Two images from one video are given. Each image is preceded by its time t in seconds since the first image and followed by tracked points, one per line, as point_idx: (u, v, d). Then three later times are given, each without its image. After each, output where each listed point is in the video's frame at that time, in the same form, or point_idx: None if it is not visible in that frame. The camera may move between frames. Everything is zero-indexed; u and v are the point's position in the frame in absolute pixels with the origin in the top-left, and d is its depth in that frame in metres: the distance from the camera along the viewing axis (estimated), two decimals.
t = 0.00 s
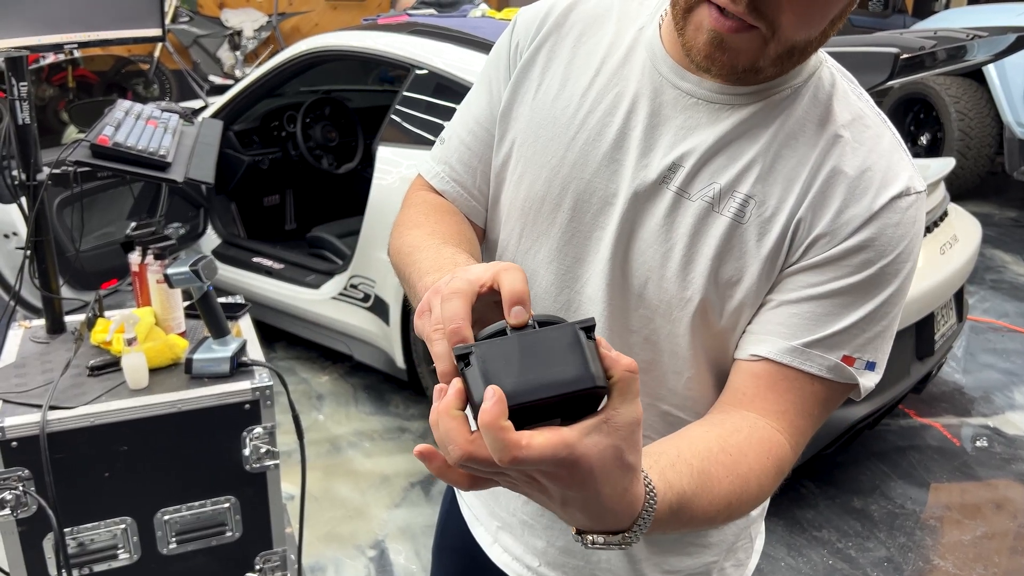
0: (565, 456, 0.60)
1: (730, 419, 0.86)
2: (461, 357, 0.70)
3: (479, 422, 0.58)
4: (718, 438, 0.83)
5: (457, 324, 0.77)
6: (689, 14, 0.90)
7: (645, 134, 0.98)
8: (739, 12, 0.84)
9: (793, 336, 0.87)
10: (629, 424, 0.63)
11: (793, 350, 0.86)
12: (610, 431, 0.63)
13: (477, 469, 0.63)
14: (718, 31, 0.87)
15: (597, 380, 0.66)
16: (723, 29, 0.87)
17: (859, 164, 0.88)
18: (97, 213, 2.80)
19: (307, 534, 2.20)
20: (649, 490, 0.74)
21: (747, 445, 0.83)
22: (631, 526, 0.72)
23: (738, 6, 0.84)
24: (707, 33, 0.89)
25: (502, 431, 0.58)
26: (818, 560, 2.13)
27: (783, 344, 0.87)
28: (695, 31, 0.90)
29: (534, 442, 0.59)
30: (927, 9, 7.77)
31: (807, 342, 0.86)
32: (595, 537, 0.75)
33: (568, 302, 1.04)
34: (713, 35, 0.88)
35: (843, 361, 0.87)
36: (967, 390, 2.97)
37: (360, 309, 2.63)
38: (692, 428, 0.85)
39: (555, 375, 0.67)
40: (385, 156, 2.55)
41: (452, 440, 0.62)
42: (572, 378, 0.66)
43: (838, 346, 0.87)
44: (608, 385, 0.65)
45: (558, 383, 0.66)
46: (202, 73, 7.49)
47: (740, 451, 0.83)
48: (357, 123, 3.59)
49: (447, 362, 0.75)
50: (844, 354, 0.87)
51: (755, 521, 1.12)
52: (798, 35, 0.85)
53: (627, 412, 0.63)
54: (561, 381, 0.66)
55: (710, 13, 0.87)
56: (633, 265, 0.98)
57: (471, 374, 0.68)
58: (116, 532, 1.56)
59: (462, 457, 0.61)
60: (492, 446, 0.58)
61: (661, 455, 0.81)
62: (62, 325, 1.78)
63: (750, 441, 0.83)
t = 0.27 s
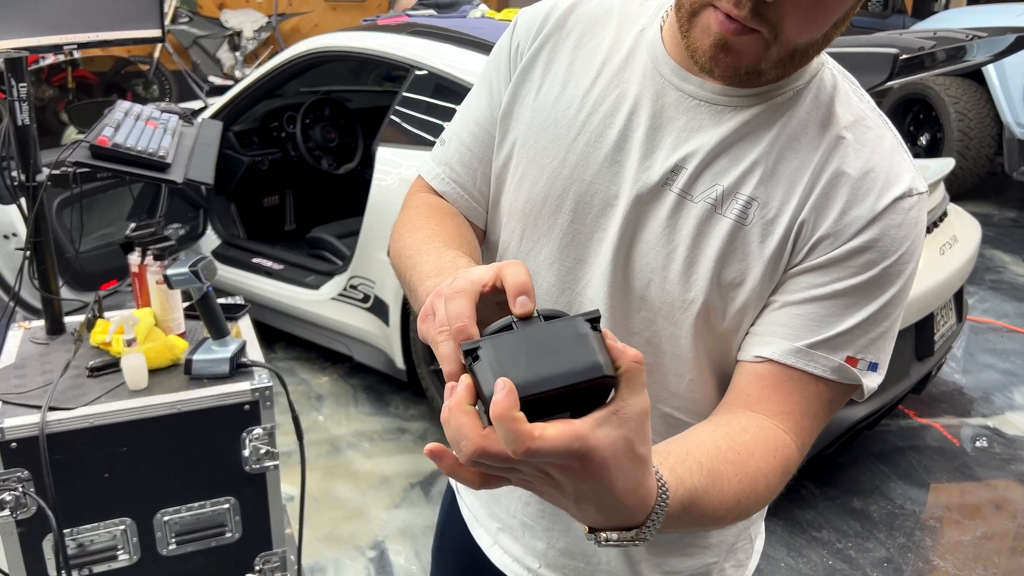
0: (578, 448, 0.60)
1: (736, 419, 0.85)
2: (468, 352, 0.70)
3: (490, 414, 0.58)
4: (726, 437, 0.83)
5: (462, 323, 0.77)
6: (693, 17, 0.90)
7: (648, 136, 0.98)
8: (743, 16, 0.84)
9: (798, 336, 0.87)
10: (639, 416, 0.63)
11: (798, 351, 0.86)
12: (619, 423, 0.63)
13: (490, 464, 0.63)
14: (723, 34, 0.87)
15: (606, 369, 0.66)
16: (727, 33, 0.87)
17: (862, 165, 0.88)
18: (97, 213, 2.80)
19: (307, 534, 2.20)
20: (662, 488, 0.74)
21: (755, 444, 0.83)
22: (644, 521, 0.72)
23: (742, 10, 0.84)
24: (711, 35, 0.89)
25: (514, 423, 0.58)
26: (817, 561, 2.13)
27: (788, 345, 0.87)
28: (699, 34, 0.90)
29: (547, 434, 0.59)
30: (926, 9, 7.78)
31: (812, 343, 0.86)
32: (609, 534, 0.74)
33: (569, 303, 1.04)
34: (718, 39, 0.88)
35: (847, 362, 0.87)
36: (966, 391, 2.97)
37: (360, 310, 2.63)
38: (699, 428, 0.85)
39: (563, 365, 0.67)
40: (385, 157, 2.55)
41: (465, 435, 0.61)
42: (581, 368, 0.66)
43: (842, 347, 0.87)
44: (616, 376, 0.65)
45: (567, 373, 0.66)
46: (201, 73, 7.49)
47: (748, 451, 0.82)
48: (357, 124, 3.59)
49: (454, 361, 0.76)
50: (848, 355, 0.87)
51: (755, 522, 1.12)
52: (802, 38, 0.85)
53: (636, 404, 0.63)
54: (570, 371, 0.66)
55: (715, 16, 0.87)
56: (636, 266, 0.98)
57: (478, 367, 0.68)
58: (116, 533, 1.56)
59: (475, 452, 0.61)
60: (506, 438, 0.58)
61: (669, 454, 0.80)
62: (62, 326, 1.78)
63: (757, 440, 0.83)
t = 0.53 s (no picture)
0: (605, 452, 0.59)
1: (755, 427, 0.85)
2: (471, 341, 0.71)
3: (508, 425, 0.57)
4: (747, 445, 0.82)
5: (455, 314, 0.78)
6: (695, 21, 0.91)
7: (648, 138, 0.98)
8: (746, 19, 0.84)
9: (809, 341, 0.86)
10: (660, 417, 0.62)
11: (809, 356, 0.86)
12: (642, 427, 0.62)
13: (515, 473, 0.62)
14: (724, 38, 0.88)
15: (606, 354, 0.69)
16: (728, 36, 0.87)
17: (864, 168, 0.88)
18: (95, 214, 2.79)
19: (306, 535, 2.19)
20: (693, 498, 0.72)
21: (776, 451, 0.82)
22: (679, 532, 0.71)
23: (744, 14, 0.84)
24: (713, 39, 0.89)
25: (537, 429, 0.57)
26: (817, 561, 2.13)
27: (799, 350, 0.86)
28: (701, 36, 0.90)
29: (571, 438, 0.58)
30: (926, 10, 7.78)
31: (823, 348, 0.86)
32: (649, 550, 0.71)
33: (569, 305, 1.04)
34: (719, 43, 0.88)
35: (858, 366, 0.87)
36: (966, 391, 2.97)
37: (359, 310, 2.63)
38: (719, 437, 0.84)
39: (565, 352, 0.69)
40: (384, 157, 2.55)
41: (489, 441, 0.60)
42: (584, 354, 0.69)
43: (852, 350, 0.86)
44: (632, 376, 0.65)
45: (569, 359, 0.68)
46: (200, 74, 7.49)
47: (771, 456, 0.82)
48: (357, 124, 3.59)
49: (455, 353, 0.77)
50: (859, 358, 0.87)
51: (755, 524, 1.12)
52: (804, 41, 0.85)
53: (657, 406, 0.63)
54: (573, 357, 0.69)
55: (717, 21, 0.88)
56: (637, 268, 0.98)
57: (483, 357, 0.69)
58: (115, 534, 1.55)
59: (501, 458, 0.60)
60: (530, 445, 0.57)
61: (692, 463, 0.79)
62: (60, 327, 1.77)
63: (778, 447, 0.82)
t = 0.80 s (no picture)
0: (603, 457, 0.59)
1: (759, 431, 0.84)
2: (473, 354, 0.72)
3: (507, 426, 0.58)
4: (752, 451, 0.82)
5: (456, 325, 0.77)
6: (693, 20, 0.90)
7: (647, 139, 0.98)
8: (746, 20, 0.85)
9: (813, 344, 0.86)
10: (659, 422, 0.62)
11: (813, 358, 0.85)
12: (642, 432, 0.62)
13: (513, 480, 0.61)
14: (723, 39, 0.87)
15: (609, 360, 0.69)
16: (727, 37, 0.87)
17: (863, 170, 0.88)
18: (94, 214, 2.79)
19: (305, 536, 2.19)
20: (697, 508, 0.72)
21: (781, 457, 0.82)
22: (684, 540, 0.70)
23: (745, 15, 0.84)
24: (712, 39, 0.89)
25: (532, 430, 0.57)
26: (816, 561, 2.13)
27: (803, 353, 0.86)
28: (700, 37, 0.90)
29: (568, 441, 0.58)
30: (924, 9, 7.79)
31: (827, 350, 0.85)
32: (649, 560, 0.72)
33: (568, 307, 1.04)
34: (718, 42, 0.88)
35: (862, 368, 0.86)
36: (965, 391, 2.97)
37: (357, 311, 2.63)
38: (724, 442, 0.84)
39: (568, 361, 0.70)
40: (383, 157, 2.55)
41: (486, 447, 0.61)
42: (586, 362, 0.69)
43: (855, 352, 0.86)
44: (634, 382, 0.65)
45: (572, 368, 0.69)
46: (199, 74, 7.48)
47: (775, 462, 0.81)
48: (355, 124, 3.59)
49: (457, 364, 0.77)
50: (863, 360, 0.86)
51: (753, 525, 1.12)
52: (804, 42, 0.85)
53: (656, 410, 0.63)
54: (575, 365, 0.69)
55: (716, 20, 0.88)
56: (635, 270, 0.98)
57: (485, 369, 0.70)
58: (112, 535, 1.55)
59: (498, 465, 0.60)
60: (525, 448, 0.57)
61: (696, 471, 0.79)
62: (58, 327, 1.77)
63: (783, 453, 0.82)
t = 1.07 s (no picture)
0: (599, 458, 0.59)
1: (752, 432, 0.84)
2: (468, 353, 0.71)
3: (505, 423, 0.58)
4: (745, 452, 0.82)
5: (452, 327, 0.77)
6: (689, 19, 0.90)
7: (642, 140, 0.98)
8: (740, 20, 0.84)
9: (807, 345, 0.86)
10: (654, 424, 0.62)
11: (807, 359, 0.85)
12: (636, 432, 0.62)
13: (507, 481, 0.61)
14: (719, 38, 0.87)
15: (606, 361, 0.68)
16: (722, 37, 0.87)
17: (859, 171, 0.88)
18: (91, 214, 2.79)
19: (303, 536, 2.19)
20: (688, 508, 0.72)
21: (774, 457, 0.82)
22: (675, 540, 0.71)
23: (739, 15, 0.84)
24: (707, 39, 0.89)
25: (529, 429, 0.57)
26: (814, 561, 2.13)
27: (796, 354, 0.86)
28: (695, 36, 0.90)
29: (564, 442, 0.58)
30: (922, 10, 7.80)
31: (821, 351, 0.85)
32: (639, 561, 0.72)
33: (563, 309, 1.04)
34: (713, 42, 0.88)
35: (856, 369, 0.86)
36: (963, 391, 2.97)
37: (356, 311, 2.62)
38: (718, 443, 0.84)
39: (565, 361, 0.69)
40: (381, 157, 2.55)
41: (480, 448, 0.60)
42: (583, 362, 0.68)
43: (850, 353, 0.86)
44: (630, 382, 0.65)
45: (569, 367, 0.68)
46: (197, 74, 7.47)
47: (769, 463, 0.81)
48: (353, 124, 3.59)
49: (452, 367, 0.77)
50: (857, 361, 0.86)
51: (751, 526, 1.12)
52: (799, 41, 0.85)
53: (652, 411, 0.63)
54: (572, 365, 0.68)
55: (711, 19, 0.87)
56: (630, 272, 0.98)
57: (481, 369, 0.69)
58: (111, 536, 1.55)
59: (491, 465, 0.60)
60: (521, 447, 0.57)
61: (689, 472, 0.79)
62: (56, 328, 1.77)
63: (777, 454, 0.82)
